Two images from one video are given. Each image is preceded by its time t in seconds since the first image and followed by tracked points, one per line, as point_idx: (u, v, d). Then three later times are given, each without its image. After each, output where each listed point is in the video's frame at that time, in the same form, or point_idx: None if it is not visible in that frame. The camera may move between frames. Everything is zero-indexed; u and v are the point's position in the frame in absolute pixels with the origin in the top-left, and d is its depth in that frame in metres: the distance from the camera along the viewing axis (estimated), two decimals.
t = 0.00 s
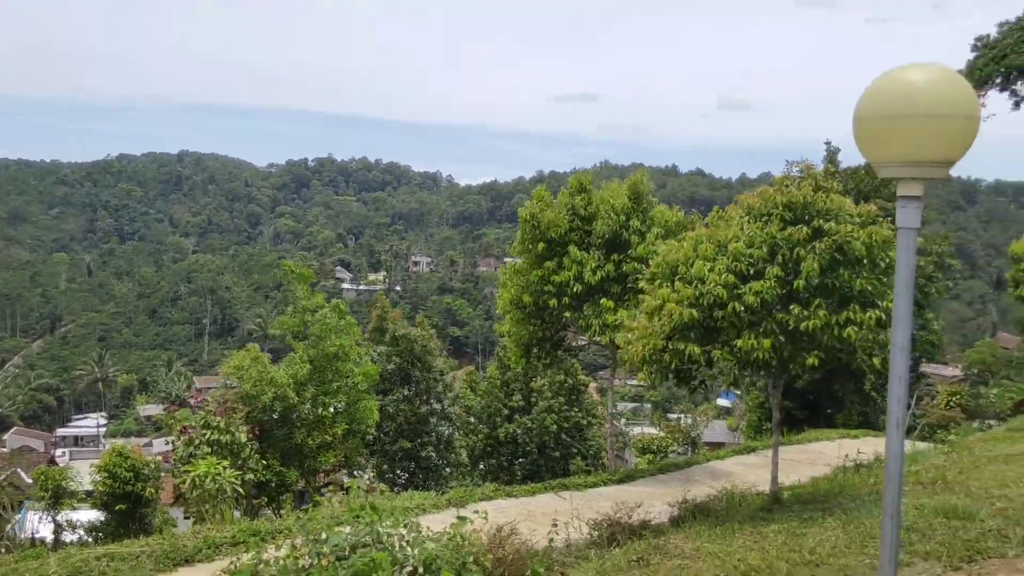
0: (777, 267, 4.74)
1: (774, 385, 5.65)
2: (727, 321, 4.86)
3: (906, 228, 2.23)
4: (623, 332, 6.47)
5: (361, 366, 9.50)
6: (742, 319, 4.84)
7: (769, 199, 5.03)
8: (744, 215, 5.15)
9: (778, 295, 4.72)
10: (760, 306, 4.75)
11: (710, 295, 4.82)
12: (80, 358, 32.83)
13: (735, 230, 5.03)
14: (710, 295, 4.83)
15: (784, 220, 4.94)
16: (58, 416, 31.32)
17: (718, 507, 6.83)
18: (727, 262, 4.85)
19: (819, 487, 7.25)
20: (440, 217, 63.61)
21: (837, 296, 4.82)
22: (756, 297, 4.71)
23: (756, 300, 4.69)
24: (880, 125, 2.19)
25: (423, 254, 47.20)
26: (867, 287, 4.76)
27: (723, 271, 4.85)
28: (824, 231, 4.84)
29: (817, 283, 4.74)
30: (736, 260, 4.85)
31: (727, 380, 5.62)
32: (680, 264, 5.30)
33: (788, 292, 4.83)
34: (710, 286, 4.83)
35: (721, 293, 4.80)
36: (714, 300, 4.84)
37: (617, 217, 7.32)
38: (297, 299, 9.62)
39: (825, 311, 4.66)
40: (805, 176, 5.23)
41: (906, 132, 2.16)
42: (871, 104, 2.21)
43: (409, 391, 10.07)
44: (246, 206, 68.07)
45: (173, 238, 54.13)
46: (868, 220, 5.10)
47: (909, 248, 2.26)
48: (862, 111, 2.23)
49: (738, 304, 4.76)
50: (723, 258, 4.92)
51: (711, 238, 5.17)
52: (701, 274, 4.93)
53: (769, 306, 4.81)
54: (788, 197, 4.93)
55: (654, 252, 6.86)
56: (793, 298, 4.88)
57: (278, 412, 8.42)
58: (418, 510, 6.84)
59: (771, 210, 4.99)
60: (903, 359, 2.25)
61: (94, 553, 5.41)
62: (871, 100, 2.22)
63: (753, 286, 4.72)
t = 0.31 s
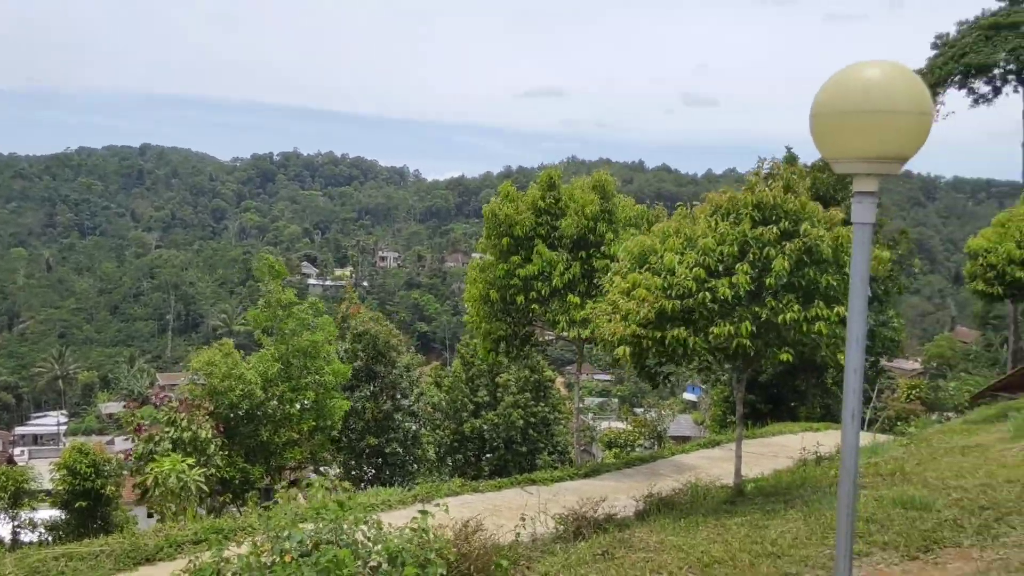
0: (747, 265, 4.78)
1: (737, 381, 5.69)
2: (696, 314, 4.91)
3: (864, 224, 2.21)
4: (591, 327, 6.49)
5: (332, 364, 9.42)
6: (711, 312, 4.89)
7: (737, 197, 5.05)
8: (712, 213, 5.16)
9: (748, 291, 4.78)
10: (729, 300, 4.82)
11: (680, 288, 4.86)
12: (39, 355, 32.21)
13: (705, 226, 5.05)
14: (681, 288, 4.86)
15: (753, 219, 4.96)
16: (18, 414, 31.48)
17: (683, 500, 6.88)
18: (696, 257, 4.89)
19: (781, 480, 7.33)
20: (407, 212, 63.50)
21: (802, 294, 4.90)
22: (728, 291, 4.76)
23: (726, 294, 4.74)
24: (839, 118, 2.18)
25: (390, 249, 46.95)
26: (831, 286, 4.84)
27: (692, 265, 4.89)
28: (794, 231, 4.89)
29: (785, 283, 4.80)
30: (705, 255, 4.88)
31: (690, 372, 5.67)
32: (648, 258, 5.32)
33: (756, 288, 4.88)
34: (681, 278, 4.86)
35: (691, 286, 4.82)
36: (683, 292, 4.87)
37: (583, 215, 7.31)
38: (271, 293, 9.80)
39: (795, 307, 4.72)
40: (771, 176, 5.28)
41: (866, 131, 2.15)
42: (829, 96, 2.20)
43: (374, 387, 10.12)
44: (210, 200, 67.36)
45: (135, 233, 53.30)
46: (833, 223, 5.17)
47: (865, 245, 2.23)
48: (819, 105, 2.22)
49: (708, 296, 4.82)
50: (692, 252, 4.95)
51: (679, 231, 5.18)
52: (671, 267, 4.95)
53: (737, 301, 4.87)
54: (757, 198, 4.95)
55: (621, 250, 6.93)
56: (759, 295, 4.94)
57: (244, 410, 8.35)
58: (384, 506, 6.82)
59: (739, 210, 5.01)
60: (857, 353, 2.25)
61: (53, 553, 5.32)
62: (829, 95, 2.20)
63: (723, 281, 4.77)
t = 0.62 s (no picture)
0: (716, 267, 4.81)
1: (698, 375, 5.73)
2: (663, 313, 4.93)
3: (817, 218, 2.20)
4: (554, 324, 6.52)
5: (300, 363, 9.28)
6: (678, 311, 4.91)
7: (706, 195, 5.05)
8: (679, 208, 5.15)
9: (717, 293, 4.81)
10: (697, 301, 4.85)
11: (649, 286, 4.86)
12: None
13: (674, 223, 5.06)
14: (650, 285, 4.86)
15: (723, 219, 4.98)
16: None
17: (645, 494, 6.92)
18: (666, 255, 4.88)
19: (742, 473, 7.42)
20: (372, 207, 63.28)
21: (767, 297, 4.97)
22: (698, 294, 4.79)
23: (696, 297, 4.78)
24: (796, 115, 2.15)
25: (355, 244, 46.66)
26: (794, 289, 4.93)
27: (661, 263, 4.89)
28: (761, 234, 4.97)
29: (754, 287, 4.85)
30: (675, 254, 4.88)
31: (649, 368, 5.71)
32: (615, 254, 5.29)
33: (725, 290, 4.92)
34: (651, 278, 4.86)
35: (661, 286, 4.83)
36: (652, 290, 4.87)
37: (549, 210, 7.34)
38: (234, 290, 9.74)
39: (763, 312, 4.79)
40: (738, 173, 5.29)
41: (825, 128, 2.12)
42: (782, 94, 2.17)
43: (337, 383, 10.17)
44: (171, 195, 66.45)
45: (93, 228, 52.40)
46: (796, 225, 5.24)
47: (818, 242, 2.23)
48: (775, 100, 2.18)
49: (676, 296, 4.83)
50: (661, 249, 4.95)
51: (647, 227, 5.18)
52: (640, 264, 4.94)
53: (707, 301, 4.89)
54: (728, 196, 4.96)
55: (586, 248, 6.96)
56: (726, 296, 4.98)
57: (206, 407, 8.24)
58: (347, 503, 6.79)
59: (709, 207, 5.01)
60: (813, 348, 2.24)
61: (5, 555, 5.23)
62: (784, 89, 2.17)
63: (693, 282, 4.79)
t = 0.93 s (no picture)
0: (676, 260, 4.82)
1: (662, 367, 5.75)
2: (624, 308, 4.94)
3: (775, 214, 2.17)
4: (517, 317, 6.53)
5: (263, 358, 9.26)
6: (638, 306, 4.93)
7: (664, 185, 5.09)
8: (642, 199, 5.18)
9: (675, 286, 4.82)
10: (656, 295, 4.86)
11: (611, 283, 4.87)
12: None
13: (635, 216, 5.05)
14: (611, 284, 4.87)
15: (682, 207, 5.02)
16: None
17: (609, 487, 6.95)
18: (625, 253, 4.89)
19: (706, 465, 7.49)
20: (339, 200, 62.96)
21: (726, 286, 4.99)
22: (659, 288, 4.80)
23: (657, 291, 4.78)
24: (756, 109, 2.12)
25: (321, 237, 46.29)
26: (754, 278, 4.96)
27: (622, 260, 4.90)
28: (717, 219, 5.00)
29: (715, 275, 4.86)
30: (636, 251, 4.90)
31: (616, 363, 5.70)
32: (576, 250, 5.27)
33: (684, 282, 4.94)
34: (612, 277, 4.87)
35: (622, 285, 4.84)
36: (614, 288, 4.89)
37: (513, 195, 7.38)
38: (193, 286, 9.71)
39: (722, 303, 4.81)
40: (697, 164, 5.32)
41: (785, 126, 2.11)
42: (743, 87, 2.14)
43: (302, 377, 10.08)
44: (132, 187, 65.38)
45: (53, 220, 51.35)
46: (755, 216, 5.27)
47: (777, 235, 2.21)
48: (732, 96, 2.16)
49: (638, 293, 4.84)
50: (622, 246, 4.94)
51: (609, 223, 5.19)
52: (601, 262, 4.95)
53: (665, 296, 4.92)
54: (684, 184, 5.02)
55: (549, 240, 6.95)
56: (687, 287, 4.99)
57: (167, 404, 8.11)
58: (310, 498, 6.73)
59: (668, 196, 5.05)
60: (771, 338, 2.22)
61: None
62: (741, 85, 2.15)
63: (653, 278, 4.80)
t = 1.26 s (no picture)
0: (631, 250, 4.84)
1: (628, 360, 5.76)
2: (582, 301, 4.96)
3: (735, 207, 2.15)
4: (483, 311, 6.53)
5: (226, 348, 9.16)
6: (595, 299, 4.95)
7: (617, 178, 5.13)
8: (597, 193, 5.23)
9: (631, 276, 4.85)
10: (614, 285, 4.88)
11: (567, 276, 4.90)
12: None
13: (593, 207, 5.06)
14: (567, 276, 4.90)
15: (632, 198, 5.07)
16: None
17: (575, 480, 6.98)
18: (583, 245, 4.91)
19: (669, 457, 7.56)
20: (304, 193, 62.49)
21: (685, 275, 5.01)
22: (615, 277, 4.82)
23: (613, 281, 4.80)
24: (715, 100, 2.08)
25: (286, 231, 45.84)
26: (712, 267, 4.98)
27: (578, 253, 4.92)
28: (672, 210, 5.01)
29: (669, 261, 4.88)
30: (591, 242, 4.92)
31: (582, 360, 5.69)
32: (538, 244, 5.29)
33: (642, 272, 4.96)
34: (567, 269, 4.89)
35: (578, 275, 4.87)
36: (571, 280, 4.91)
37: (477, 191, 7.35)
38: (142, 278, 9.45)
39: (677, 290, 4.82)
40: (654, 156, 5.36)
41: (746, 120, 2.08)
42: (702, 83, 2.11)
43: (266, 373, 10.24)
44: (93, 179, 64.22)
45: (10, 212, 50.23)
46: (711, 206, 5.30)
47: (737, 229, 2.17)
48: (692, 91, 2.13)
49: (594, 286, 4.88)
50: (580, 238, 4.96)
51: (566, 216, 5.21)
52: (558, 255, 4.96)
53: (622, 286, 4.96)
54: (639, 177, 5.06)
55: (513, 233, 6.95)
56: (645, 277, 5.01)
57: (127, 398, 7.99)
58: (275, 493, 6.68)
59: (619, 188, 5.10)
60: (730, 328, 2.19)
61: None
62: (700, 80, 2.13)
63: (608, 268, 4.82)
